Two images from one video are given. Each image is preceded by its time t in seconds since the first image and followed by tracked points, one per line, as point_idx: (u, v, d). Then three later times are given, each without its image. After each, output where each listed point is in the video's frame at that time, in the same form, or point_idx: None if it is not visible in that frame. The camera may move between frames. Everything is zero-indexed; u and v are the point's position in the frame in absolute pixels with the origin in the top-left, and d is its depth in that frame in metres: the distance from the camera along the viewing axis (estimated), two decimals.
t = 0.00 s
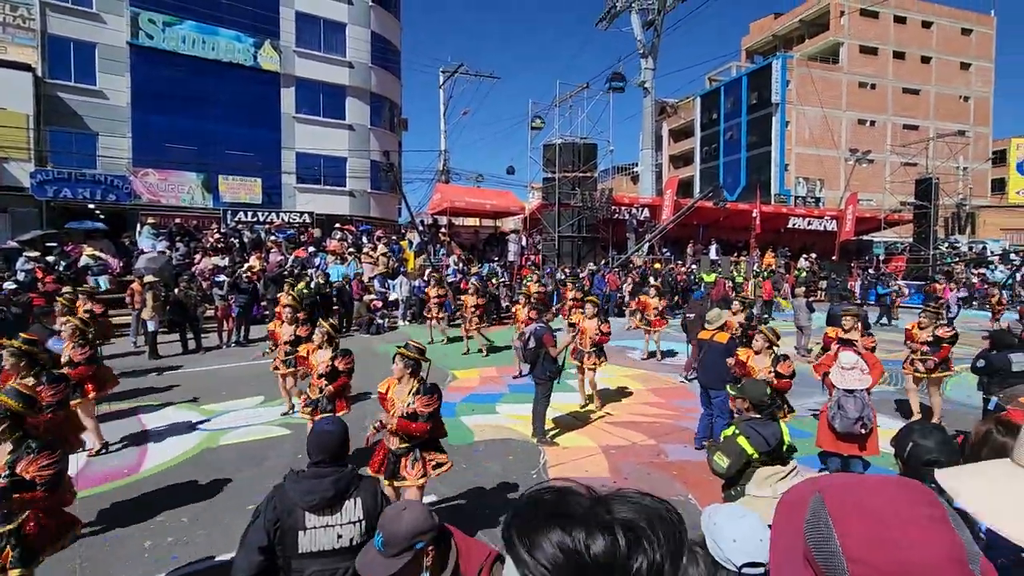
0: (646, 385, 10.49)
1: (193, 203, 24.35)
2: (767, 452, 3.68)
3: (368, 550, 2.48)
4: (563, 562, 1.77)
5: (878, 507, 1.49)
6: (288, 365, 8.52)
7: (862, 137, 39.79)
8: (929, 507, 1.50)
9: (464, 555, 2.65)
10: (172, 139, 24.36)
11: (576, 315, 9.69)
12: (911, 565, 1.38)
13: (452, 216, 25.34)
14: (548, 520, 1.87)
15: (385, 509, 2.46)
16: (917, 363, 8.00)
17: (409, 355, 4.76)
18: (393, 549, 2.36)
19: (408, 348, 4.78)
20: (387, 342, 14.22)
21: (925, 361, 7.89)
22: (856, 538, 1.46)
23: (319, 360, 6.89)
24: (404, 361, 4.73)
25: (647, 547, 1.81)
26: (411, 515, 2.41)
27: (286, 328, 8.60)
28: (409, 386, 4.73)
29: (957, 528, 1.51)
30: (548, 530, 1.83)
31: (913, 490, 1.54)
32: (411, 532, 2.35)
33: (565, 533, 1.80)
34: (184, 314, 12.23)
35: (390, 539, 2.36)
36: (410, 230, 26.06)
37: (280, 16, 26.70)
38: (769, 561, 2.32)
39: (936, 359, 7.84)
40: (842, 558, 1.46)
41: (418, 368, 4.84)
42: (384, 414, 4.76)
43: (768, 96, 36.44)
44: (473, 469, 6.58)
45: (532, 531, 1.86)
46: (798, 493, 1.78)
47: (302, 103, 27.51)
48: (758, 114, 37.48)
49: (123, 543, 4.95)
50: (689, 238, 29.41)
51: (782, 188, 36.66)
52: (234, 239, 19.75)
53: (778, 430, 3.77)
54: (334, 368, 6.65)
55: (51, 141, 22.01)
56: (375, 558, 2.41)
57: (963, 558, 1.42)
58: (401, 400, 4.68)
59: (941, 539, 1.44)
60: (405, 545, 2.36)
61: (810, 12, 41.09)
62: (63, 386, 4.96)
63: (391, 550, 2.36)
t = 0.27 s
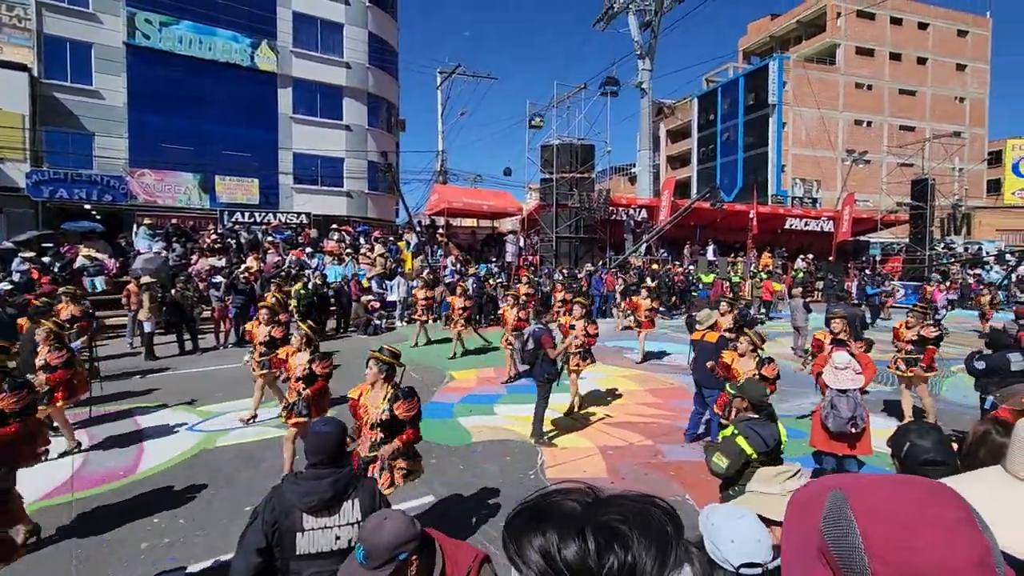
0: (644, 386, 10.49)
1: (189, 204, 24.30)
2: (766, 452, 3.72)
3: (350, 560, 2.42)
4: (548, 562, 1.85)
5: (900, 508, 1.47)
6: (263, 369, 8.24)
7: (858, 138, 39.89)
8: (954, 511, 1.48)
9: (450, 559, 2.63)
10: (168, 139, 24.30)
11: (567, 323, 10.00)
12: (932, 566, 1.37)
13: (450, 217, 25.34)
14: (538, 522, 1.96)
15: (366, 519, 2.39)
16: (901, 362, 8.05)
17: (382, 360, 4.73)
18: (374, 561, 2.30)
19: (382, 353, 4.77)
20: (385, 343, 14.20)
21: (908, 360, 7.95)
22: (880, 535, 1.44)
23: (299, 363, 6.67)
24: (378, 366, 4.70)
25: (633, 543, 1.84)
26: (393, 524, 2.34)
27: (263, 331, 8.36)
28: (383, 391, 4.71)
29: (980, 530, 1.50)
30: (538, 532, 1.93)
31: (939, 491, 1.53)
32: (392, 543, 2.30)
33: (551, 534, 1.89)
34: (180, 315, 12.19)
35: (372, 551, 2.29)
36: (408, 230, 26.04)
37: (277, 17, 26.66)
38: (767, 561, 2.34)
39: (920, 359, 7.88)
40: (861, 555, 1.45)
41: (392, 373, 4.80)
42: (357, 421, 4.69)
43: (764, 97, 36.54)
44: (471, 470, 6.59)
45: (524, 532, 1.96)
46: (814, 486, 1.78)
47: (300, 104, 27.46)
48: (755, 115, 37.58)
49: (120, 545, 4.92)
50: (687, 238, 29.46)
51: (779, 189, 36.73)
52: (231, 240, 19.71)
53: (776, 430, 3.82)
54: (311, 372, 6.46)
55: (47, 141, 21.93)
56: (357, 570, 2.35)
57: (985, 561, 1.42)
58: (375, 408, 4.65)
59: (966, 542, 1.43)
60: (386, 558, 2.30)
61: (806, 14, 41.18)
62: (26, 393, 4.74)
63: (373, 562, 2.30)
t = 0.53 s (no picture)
0: (643, 386, 10.49)
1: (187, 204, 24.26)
2: (764, 452, 3.70)
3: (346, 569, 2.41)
4: (570, 562, 1.78)
5: (915, 502, 1.47)
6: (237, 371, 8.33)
7: (856, 138, 39.96)
8: (971, 507, 1.49)
9: (445, 561, 2.62)
10: (167, 140, 24.29)
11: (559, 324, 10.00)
12: (949, 559, 1.37)
13: (448, 217, 25.33)
14: (559, 520, 1.88)
15: (361, 527, 2.38)
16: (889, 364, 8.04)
17: (358, 361, 4.72)
18: (371, 569, 2.30)
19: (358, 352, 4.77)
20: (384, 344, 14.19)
21: (896, 362, 7.94)
22: (896, 530, 1.44)
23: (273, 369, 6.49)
24: (353, 367, 4.71)
25: (656, 546, 1.79)
26: (387, 534, 2.32)
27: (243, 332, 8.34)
28: (357, 393, 4.70)
29: (995, 526, 1.51)
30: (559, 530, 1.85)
31: (957, 489, 1.54)
32: (389, 550, 2.29)
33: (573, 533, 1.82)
34: (177, 315, 12.15)
35: (368, 559, 2.28)
36: (406, 231, 26.04)
37: (275, 17, 26.63)
38: (764, 561, 2.33)
39: (909, 361, 7.87)
40: (879, 549, 1.45)
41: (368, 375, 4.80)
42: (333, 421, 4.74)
43: (762, 98, 36.59)
44: (469, 471, 6.59)
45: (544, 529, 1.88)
46: (835, 494, 1.82)
47: (298, 104, 27.44)
48: (753, 115, 37.63)
49: (117, 547, 4.91)
50: (685, 239, 29.49)
51: (777, 189, 36.77)
52: (229, 241, 19.68)
53: (775, 429, 3.79)
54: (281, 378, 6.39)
55: (44, 142, 21.90)
56: None
57: (1003, 558, 1.43)
58: (350, 407, 4.67)
59: (983, 536, 1.43)
60: (383, 565, 2.29)
61: (804, 14, 41.24)
62: None
63: (369, 570, 2.29)
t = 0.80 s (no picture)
0: (643, 386, 10.49)
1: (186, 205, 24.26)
2: (765, 451, 3.71)
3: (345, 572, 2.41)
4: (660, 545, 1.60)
5: (922, 499, 1.48)
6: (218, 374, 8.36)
7: (854, 139, 40.02)
8: (977, 505, 1.49)
9: (442, 560, 2.60)
10: (166, 141, 24.28)
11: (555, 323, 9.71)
12: (959, 555, 1.37)
13: (447, 218, 25.35)
14: (647, 508, 1.72)
15: (361, 529, 2.38)
16: (881, 364, 7.99)
17: (337, 368, 4.71)
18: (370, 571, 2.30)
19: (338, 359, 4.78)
20: (383, 344, 14.20)
21: (889, 362, 7.88)
22: (905, 529, 1.44)
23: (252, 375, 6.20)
24: (331, 375, 4.70)
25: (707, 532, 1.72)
26: (386, 538, 2.32)
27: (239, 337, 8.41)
28: (335, 401, 4.66)
29: (1004, 525, 1.51)
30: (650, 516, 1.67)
31: (965, 489, 1.54)
32: (389, 552, 2.29)
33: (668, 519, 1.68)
34: (176, 315, 12.15)
35: (368, 562, 2.28)
36: (404, 232, 26.05)
37: (274, 18, 26.62)
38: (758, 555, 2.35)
39: (901, 361, 7.84)
40: (887, 547, 1.45)
41: (348, 383, 4.76)
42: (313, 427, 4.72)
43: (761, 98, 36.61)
44: (469, 471, 6.58)
45: (629, 517, 1.68)
46: (845, 502, 1.89)
47: (296, 105, 27.43)
48: (752, 115, 37.67)
49: (116, 548, 4.90)
50: (684, 239, 29.51)
51: (776, 189, 36.80)
52: (228, 242, 19.66)
53: (776, 429, 3.78)
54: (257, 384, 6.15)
55: (43, 142, 21.89)
56: None
57: (1010, 555, 1.43)
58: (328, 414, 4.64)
59: (991, 533, 1.43)
60: (383, 567, 2.28)
61: (802, 14, 41.29)
62: None
63: (368, 572, 2.29)
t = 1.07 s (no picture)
0: (642, 386, 10.51)
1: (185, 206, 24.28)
2: (769, 452, 3.72)
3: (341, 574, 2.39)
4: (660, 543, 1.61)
5: (924, 497, 1.49)
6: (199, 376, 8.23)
7: (853, 139, 40.04)
8: (980, 503, 1.48)
9: (436, 559, 2.60)
10: (165, 141, 24.27)
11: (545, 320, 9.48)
12: (965, 553, 1.36)
13: (446, 218, 25.37)
14: (648, 511, 1.74)
15: (358, 531, 2.37)
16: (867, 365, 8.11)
17: (311, 376, 4.65)
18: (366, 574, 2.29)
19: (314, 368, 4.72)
20: (383, 345, 14.18)
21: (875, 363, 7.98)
22: (909, 528, 1.44)
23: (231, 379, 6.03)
24: (305, 383, 4.65)
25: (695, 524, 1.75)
26: (381, 539, 2.31)
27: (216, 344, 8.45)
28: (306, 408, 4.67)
29: (1007, 525, 1.50)
30: (648, 518, 1.69)
31: (970, 491, 1.54)
32: (385, 553, 2.28)
33: (668, 518, 1.71)
34: (174, 316, 12.14)
35: (364, 563, 2.27)
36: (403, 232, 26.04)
37: (273, 18, 26.60)
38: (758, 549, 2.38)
39: (886, 362, 7.96)
40: (893, 546, 1.45)
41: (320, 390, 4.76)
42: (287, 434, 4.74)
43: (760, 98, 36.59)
44: (468, 472, 6.58)
45: (631, 522, 1.69)
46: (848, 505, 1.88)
47: (295, 105, 27.40)
48: (751, 115, 37.69)
49: (115, 549, 4.89)
50: (683, 239, 29.52)
51: (774, 189, 36.80)
52: (227, 242, 19.65)
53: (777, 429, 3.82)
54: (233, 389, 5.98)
55: (41, 143, 21.90)
56: None
57: (1013, 552, 1.42)
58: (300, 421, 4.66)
59: (997, 532, 1.43)
60: (380, 568, 2.28)
61: (801, 14, 41.27)
62: None
63: (366, 573, 2.28)
